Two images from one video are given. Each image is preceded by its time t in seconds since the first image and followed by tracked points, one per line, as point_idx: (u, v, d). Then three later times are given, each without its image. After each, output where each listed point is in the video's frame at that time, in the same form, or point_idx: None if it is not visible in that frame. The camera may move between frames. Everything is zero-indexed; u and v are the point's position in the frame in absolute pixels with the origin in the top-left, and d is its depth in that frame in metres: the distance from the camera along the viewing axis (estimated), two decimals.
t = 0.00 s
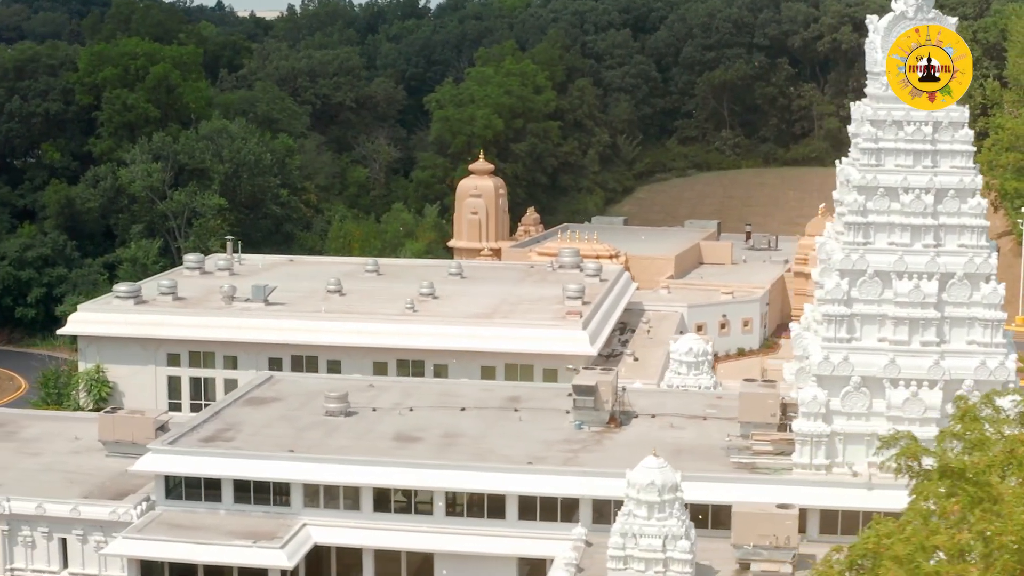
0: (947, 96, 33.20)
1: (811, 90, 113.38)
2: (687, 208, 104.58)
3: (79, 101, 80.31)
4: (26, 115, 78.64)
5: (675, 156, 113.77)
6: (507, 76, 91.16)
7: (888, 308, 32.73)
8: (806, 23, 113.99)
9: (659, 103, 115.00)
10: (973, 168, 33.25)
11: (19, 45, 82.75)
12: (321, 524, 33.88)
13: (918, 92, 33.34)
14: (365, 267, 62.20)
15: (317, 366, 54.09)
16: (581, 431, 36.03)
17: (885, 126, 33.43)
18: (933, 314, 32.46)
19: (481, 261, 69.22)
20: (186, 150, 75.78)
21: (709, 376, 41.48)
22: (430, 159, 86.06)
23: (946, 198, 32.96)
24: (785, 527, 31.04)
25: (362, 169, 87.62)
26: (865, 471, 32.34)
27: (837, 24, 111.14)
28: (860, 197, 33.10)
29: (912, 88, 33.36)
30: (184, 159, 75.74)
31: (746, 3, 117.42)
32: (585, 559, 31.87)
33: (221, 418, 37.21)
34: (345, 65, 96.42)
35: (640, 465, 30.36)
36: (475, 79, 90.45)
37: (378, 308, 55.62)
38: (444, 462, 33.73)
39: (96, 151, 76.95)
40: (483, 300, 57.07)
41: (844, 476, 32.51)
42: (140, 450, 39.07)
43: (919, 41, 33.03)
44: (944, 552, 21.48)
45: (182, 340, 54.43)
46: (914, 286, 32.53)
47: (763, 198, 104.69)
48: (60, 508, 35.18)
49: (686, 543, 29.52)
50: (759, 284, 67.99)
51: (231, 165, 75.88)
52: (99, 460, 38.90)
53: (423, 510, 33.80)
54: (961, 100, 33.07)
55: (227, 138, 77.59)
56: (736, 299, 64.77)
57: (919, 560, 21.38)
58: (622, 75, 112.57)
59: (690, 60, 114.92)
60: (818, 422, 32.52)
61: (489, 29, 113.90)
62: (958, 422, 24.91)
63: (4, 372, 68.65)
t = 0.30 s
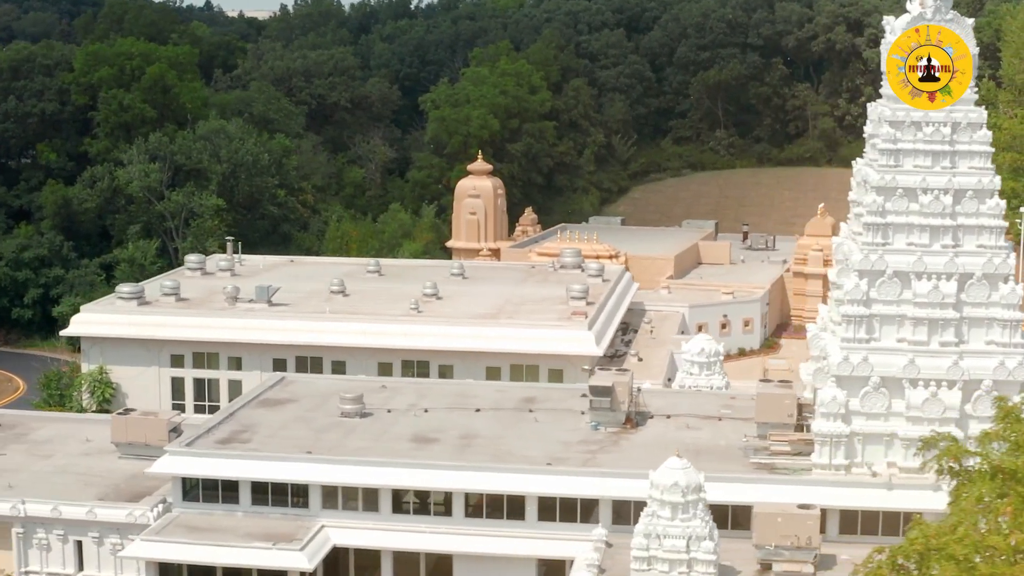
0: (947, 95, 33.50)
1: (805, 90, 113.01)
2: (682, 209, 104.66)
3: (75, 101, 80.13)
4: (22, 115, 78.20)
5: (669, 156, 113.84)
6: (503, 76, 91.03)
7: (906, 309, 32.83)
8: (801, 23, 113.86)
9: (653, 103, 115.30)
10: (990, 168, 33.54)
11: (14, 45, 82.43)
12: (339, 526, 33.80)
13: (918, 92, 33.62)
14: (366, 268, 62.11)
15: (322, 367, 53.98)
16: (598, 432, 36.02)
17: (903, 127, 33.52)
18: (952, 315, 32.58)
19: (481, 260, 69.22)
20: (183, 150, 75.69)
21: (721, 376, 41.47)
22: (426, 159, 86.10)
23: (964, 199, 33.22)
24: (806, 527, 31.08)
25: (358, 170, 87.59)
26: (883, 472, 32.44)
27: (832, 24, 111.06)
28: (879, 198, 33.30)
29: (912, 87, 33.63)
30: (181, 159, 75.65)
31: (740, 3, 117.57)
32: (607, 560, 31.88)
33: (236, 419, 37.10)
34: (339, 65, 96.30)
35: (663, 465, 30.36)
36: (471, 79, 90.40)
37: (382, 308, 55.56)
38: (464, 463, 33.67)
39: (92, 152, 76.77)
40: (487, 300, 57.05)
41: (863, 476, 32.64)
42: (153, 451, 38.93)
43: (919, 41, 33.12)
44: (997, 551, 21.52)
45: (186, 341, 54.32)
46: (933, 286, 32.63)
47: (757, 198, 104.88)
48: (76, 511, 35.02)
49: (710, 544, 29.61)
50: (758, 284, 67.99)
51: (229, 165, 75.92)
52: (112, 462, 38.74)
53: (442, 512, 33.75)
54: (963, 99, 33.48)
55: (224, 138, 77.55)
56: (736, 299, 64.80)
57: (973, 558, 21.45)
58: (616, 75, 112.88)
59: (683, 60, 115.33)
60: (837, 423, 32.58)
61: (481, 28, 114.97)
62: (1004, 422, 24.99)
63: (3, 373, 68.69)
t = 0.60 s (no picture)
0: (946, 95, 33.76)
1: (801, 90, 112.58)
2: (678, 209, 104.78)
3: (72, 101, 79.90)
4: (18, 115, 78.05)
5: (665, 156, 113.91)
6: (499, 76, 90.95)
7: (924, 309, 32.92)
8: (795, 23, 114.10)
9: (648, 103, 115.70)
10: (1007, 169, 33.69)
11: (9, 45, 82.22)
12: (356, 527, 33.75)
13: (918, 92, 34.21)
14: (368, 268, 62.07)
15: (326, 367, 53.92)
16: (614, 432, 36.03)
17: (921, 128, 33.82)
18: (970, 315, 32.70)
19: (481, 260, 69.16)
20: (181, 150, 75.43)
21: (732, 375, 41.45)
22: (423, 159, 86.16)
23: (982, 199, 33.35)
24: (826, 527, 31.09)
25: (354, 170, 87.59)
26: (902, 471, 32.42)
27: (827, 25, 110.88)
28: (897, 198, 33.41)
29: (913, 88, 34.28)
30: (178, 160, 75.36)
31: (735, 3, 117.76)
32: (627, 561, 31.90)
33: (250, 420, 37.03)
34: (335, 64, 96.23)
35: (685, 465, 30.39)
36: (467, 79, 90.38)
37: (386, 309, 55.53)
38: (482, 464, 33.66)
39: (90, 152, 76.51)
40: (490, 300, 57.05)
41: (881, 476, 32.61)
42: (165, 453, 38.82)
43: (919, 42, 33.78)
44: None
45: (190, 341, 54.23)
46: (951, 287, 32.73)
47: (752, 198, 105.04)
48: (92, 512, 34.92)
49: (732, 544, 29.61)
50: (760, 284, 67.97)
51: (227, 165, 75.86)
52: (124, 464, 38.62)
53: (460, 513, 33.69)
54: (965, 98, 33.60)
55: (222, 138, 77.44)
56: (738, 299, 64.91)
57: None
58: (612, 75, 113.28)
59: (679, 60, 115.29)
60: (856, 422, 32.58)
61: (476, 28, 114.80)
62: None
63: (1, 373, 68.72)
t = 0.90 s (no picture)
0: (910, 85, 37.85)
1: (794, 90, 113.44)
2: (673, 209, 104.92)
3: (67, 101, 79.52)
4: (14, 115, 77.90)
5: (659, 156, 114.02)
6: (495, 75, 90.91)
7: (944, 308, 33.10)
8: (790, 22, 114.43)
9: (642, 103, 115.99)
10: None
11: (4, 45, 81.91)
12: (377, 528, 33.70)
13: (921, 93, 34.82)
14: (371, 268, 61.99)
15: (332, 367, 53.82)
16: (632, 431, 36.02)
17: (941, 127, 33.68)
18: (990, 314, 32.91)
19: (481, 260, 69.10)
20: (178, 150, 75.20)
21: (745, 375, 41.44)
22: (419, 159, 86.18)
23: (1002, 198, 33.51)
24: (850, 526, 31.15)
25: (350, 169, 87.60)
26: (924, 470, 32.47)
27: (820, 24, 111.24)
28: (917, 198, 33.44)
29: (917, 88, 34.95)
30: (177, 159, 75.17)
31: (729, 3, 118.13)
32: (650, 560, 31.92)
33: (267, 421, 36.93)
34: (330, 64, 96.14)
35: (711, 465, 30.39)
36: (463, 79, 90.40)
37: (391, 309, 55.47)
38: (503, 464, 33.63)
39: (86, 152, 76.25)
40: (494, 300, 57.01)
41: (902, 474, 32.76)
42: (180, 454, 38.69)
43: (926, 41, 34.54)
44: None
45: (195, 341, 54.08)
46: (972, 286, 32.88)
47: (746, 198, 105.24)
48: (110, 513, 34.78)
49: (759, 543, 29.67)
50: (760, 284, 68.04)
51: (226, 165, 75.69)
52: (139, 465, 38.49)
53: (481, 513, 33.65)
54: (985, 98, 33.68)
55: (220, 138, 77.37)
56: (740, 298, 65.01)
57: None
58: (605, 75, 113.49)
59: (673, 59, 116.06)
60: (876, 421, 32.72)
61: (470, 28, 114.40)
62: None
63: None
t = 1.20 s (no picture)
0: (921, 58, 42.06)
1: (788, 90, 113.63)
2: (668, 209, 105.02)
3: (63, 101, 79.34)
4: (9, 115, 77.61)
5: (654, 156, 114.12)
6: (490, 75, 90.96)
7: (962, 308, 33.24)
8: (783, 22, 114.65)
9: (636, 103, 116.26)
10: None
11: None
12: (395, 528, 33.64)
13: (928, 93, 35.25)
14: (372, 268, 61.92)
15: (336, 367, 53.72)
16: (648, 431, 36.02)
17: (959, 127, 33.78)
18: (1008, 314, 33.10)
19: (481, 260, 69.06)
20: (175, 149, 75.10)
21: (757, 375, 41.45)
22: (414, 159, 86.18)
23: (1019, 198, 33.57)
24: (870, 525, 31.22)
25: (346, 169, 87.56)
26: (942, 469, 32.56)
27: (814, 24, 111.73)
28: (935, 198, 33.47)
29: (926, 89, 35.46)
30: (173, 159, 75.03)
31: (722, 3, 118.50)
32: (671, 560, 31.93)
33: (282, 421, 36.84)
34: (325, 64, 96.05)
35: (733, 464, 30.40)
36: (458, 79, 90.42)
37: (395, 309, 55.40)
38: (522, 464, 33.61)
39: (83, 152, 76.04)
40: (498, 300, 56.98)
41: (920, 474, 32.86)
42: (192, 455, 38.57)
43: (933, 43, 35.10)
44: None
45: (198, 341, 53.94)
46: (989, 286, 33.05)
47: (739, 198, 105.43)
48: (126, 515, 34.66)
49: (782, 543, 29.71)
50: (759, 284, 68.06)
51: (223, 165, 75.48)
52: (152, 466, 38.37)
53: (500, 513, 33.62)
54: (1001, 98, 33.75)
55: (217, 138, 77.26)
56: (741, 298, 65.10)
57: None
58: (599, 75, 113.70)
59: (666, 59, 116.44)
60: (894, 421, 32.85)
61: (463, 28, 114.92)
62: None
63: None
